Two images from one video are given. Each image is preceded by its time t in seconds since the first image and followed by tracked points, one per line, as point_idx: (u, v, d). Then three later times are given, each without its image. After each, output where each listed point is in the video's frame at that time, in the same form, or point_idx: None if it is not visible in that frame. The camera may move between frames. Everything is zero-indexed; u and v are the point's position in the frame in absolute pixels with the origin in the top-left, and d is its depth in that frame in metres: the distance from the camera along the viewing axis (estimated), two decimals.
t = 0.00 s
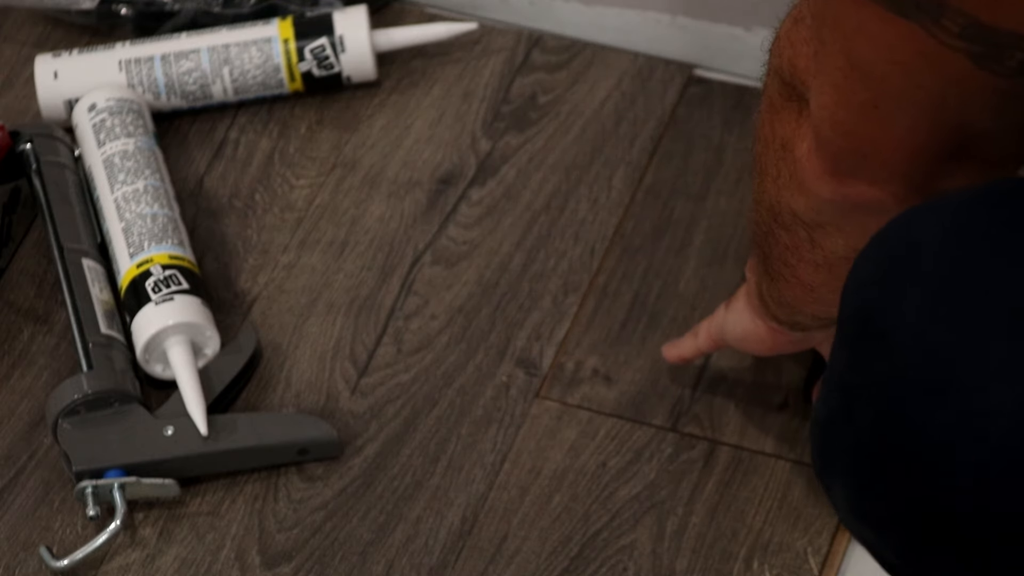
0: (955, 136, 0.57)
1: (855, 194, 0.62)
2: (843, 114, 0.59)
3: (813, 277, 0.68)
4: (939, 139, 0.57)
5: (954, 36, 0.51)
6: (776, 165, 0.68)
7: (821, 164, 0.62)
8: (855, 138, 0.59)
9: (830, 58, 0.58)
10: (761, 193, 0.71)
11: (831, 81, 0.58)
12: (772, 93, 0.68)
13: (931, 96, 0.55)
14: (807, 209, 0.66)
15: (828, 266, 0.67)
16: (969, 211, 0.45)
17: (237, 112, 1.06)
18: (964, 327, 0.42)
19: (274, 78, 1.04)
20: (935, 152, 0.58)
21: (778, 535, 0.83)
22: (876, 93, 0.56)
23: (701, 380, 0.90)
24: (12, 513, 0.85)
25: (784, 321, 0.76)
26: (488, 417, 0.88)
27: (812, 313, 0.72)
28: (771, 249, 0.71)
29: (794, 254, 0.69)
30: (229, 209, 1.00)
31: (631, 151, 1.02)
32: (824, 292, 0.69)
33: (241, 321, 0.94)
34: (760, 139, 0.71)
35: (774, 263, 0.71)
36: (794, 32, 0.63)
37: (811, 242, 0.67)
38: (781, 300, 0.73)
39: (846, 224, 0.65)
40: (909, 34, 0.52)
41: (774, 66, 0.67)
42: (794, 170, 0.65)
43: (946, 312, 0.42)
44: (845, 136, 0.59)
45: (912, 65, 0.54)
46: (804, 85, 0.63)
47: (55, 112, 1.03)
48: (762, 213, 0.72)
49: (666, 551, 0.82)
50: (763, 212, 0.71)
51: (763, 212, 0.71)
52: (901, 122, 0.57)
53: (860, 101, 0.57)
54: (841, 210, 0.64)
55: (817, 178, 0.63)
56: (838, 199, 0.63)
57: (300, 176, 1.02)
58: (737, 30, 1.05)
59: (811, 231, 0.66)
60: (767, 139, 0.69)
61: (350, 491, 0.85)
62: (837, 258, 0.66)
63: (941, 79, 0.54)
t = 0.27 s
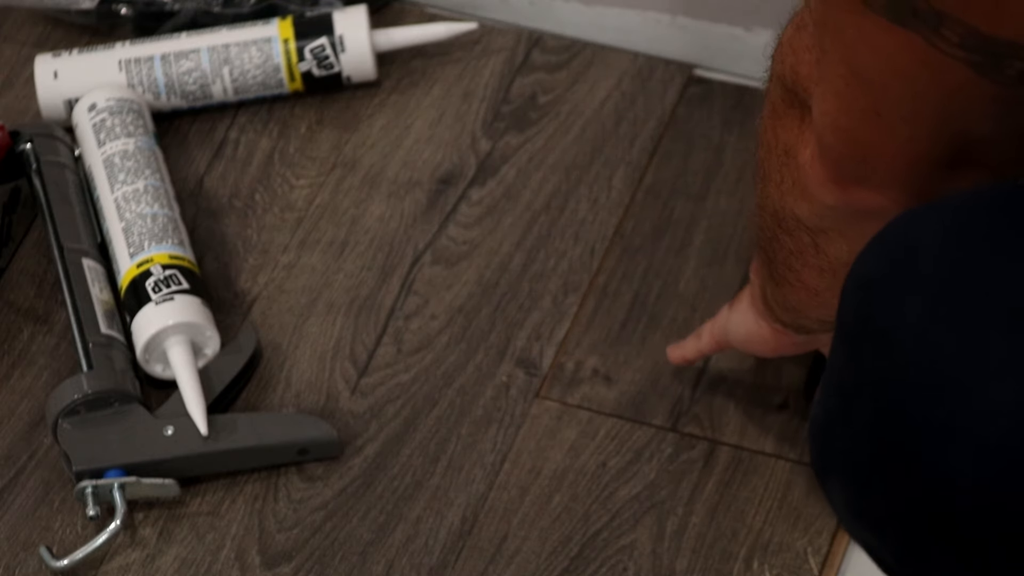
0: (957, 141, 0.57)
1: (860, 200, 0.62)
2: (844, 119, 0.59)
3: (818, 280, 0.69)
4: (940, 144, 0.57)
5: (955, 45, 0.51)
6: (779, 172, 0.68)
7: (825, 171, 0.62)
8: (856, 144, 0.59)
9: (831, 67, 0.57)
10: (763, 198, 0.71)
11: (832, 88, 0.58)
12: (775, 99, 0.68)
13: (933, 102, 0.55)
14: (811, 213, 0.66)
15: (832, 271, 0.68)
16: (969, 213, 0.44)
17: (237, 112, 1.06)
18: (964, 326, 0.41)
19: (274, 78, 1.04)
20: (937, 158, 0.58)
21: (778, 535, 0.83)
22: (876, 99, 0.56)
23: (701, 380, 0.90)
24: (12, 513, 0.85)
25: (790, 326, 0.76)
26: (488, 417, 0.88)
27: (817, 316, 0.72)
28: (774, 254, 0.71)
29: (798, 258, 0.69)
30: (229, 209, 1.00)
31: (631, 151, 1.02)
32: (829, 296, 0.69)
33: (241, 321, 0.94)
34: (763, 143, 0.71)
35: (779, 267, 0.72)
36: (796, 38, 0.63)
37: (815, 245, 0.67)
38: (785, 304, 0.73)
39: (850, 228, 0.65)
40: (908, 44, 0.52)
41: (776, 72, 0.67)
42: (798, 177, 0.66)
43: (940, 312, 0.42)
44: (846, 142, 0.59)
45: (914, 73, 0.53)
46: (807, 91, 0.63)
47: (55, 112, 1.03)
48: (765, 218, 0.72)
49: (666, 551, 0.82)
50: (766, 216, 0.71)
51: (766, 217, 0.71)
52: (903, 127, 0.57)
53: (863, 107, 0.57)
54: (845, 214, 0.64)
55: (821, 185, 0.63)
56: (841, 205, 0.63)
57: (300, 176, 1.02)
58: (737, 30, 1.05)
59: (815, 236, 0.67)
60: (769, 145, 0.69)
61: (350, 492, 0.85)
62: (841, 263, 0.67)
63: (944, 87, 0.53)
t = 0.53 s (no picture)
0: (962, 143, 0.57)
1: (862, 202, 0.63)
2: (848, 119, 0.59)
3: (820, 282, 0.69)
4: (943, 146, 0.58)
5: (964, 47, 0.50)
6: (784, 172, 0.68)
7: (829, 172, 0.62)
8: (860, 145, 0.59)
9: (837, 67, 0.57)
10: (766, 198, 0.71)
11: (837, 88, 0.58)
12: (780, 100, 0.68)
13: (939, 103, 0.55)
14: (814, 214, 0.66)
15: (835, 272, 0.68)
16: (971, 211, 0.45)
17: (237, 112, 1.06)
18: (967, 323, 0.42)
19: (274, 78, 1.04)
20: (940, 159, 0.59)
21: (778, 535, 0.83)
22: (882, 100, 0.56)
23: (701, 379, 0.90)
24: (12, 513, 0.85)
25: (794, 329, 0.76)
26: (488, 417, 0.88)
27: (819, 318, 0.72)
28: (776, 255, 0.71)
29: (801, 260, 0.69)
30: (229, 209, 1.00)
31: (631, 151, 1.02)
32: (831, 297, 0.70)
33: (241, 321, 0.94)
34: (767, 144, 0.71)
35: (781, 269, 0.72)
36: (803, 38, 0.64)
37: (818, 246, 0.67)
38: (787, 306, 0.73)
39: (853, 230, 0.65)
40: (917, 45, 0.52)
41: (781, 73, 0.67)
42: (802, 178, 0.66)
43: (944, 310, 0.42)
44: (851, 143, 0.59)
45: (922, 76, 0.53)
46: (812, 92, 0.63)
47: (55, 112, 1.03)
48: (768, 220, 0.72)
49: (666, 551, 0.82)
50: (769, 217, 0.71)
51: (769, 218, 0.71)
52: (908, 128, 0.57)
53: (869, 108, 0.57)
54: (849, 217, 0.64)
55: (824, 185, 0.63)
56: (846, 207, 0.63)
57: (300, 176, 1.02)
58: (738, 30, 1.05)
59: (818, 237, 0.67)
60: (774, 146, 0.70)
61: (350, 492, 0.85)
62: (843, 265, 0.67)
63: (950, 89, 0.54)
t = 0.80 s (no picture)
0: (964, 140, 0.57)
1: (861, 197, 0.63)
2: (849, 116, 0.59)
3: (815, 278, 0.69)
4: (945, 143, 0.58)
5: (966, 43, 0.51)
6: (782, 169, 0.68)
7: (830, 168, 0.62)
8: (860, 141, 0.59)
9: (838, 63, 0.57)
10: (765, 194, 0.71)
11: (838, 82, 0.58)
12: (780, 95, 0.68)
13: (941, 99, 0.55)
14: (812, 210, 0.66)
15: (832, 270, 0.68)
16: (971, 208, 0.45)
17: (237, 112, 1.06)
18: (967, 321, 0.42)
19: (274, 78, 1.04)
20: (942, 156, 0.58)
21: (778, 535, 0.83)
22: (884, 95, 0.56)
23: (701, 379, 0.90)
24: (12, 513, 0.85)
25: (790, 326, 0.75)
26: (488, 418, 0.88)
27: (815, 317, 0.72)
28: (773, 251, 0.71)
29: (797, 256, 0.69)
30: (229, 209, 1.00)
31: (631, 151, 1.02)
32: (828, 295, 0.69)
33: (241, 321, 0.94)
34: (766, 140, 0.71)
35: (777, 266, 0.71)
36: (804, 33, 0.64)
37: (814, 245, 0.67)
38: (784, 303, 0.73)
39: (852, 228, 0.65)
40: (920, 40, 0.52)
41: (782, 68, 0.67)
42: (800, 174, 0.66)
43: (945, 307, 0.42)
44: (851, 138, 0.59)
45: (925, 71, 0.54)
46: (812, 87, 0.63)
47: (55, 112, 1.03)
48: (766, 216, 0.72)
49: (666, 551, 0.82)
50: (767, 214, 0.71)
51: (767, 215, 0.71)
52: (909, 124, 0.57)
53: (870, 104, 0.57)
54: (847, 213, 0.64)
55: (824, 181, 0.63)
56: (844, 203, 0.63)
57: (300, 176, 1.02)
58: (737, 30, 1.05)
59: (816, 234, 0.67)
60: (773, 141, 0.69)
61: (350, 491, 0.85)
62: (841, 262, 0.67)
63: (952, 84, 0.54)
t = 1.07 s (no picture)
0: (969, 140, 0.57)
1: (865, 196, 0.62)
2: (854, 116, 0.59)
3: (819, 278, 0.69)
4: (952, 142, 0.57)
5: (972, 41, 0.50)
6: (785, 168, 0.68)
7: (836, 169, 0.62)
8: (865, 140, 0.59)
9: (843, 61, 0.57)
10: (767, 194, 0.71)
11: (843, 82, 0.58)
12: (782, 96, 0.68)
13: (947, 100, 0.54)
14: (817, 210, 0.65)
15: (835, 269, 0.67)
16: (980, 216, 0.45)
17: (237, 111, 1.06)
18: (976, 329, 0.41)
19: (274, 78, 1.04)
20: (949, 156, 0.59)
21: (778, 535, 0.83)
22: (889, 96, 0.56)
23: (700, 379, 0.90)
24: (12, 513, 0.85)
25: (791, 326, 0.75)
26: (488, 417, 0.88)
27: (818, 314, 0.72)
28: (776, 251, 0.71)
29: (801, 255, 0.69)
30: (229, 208, 1.00)
31: (631, 151, 1.02)
32: (833, 294, 0.69)
33: (241, 321, 0.94)
34: (768, 140, 0.71)
35: (780, 265, 0.71)
36: (807, 33, 0.64)
37: (817, 245, 0.67)
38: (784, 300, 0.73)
39: (855, 229, 0.65)
40: (927, 41, 0.52)
41: (785, 68, 0.67)
42: (804, 173, 0.66)
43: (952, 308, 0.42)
44: (855, 138, 0.59)
45: (931, 71, 0.53)
46: (815, 87, 0.63)
47: (55, 112, 1.03)
48: (767, 215, 0.72)
49: (666, 551, 0.82)
50: (769, 214, 0.71)
51: (769, 215, 0.71)
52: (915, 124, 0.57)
53: (875, 104, 0.57)
54: (850, 212, 0.64)
55: (828, 181, 0.63)
56: (847, 202, 0.63)
57: (300, 176, 1.02)
58: (738, 30, 1.05)
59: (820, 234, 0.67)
60: (775, 140, 0.69)
61: (350, 492, 0.85)
62: (845, 261, 0.67)
63: (958, 84, 0.53)
